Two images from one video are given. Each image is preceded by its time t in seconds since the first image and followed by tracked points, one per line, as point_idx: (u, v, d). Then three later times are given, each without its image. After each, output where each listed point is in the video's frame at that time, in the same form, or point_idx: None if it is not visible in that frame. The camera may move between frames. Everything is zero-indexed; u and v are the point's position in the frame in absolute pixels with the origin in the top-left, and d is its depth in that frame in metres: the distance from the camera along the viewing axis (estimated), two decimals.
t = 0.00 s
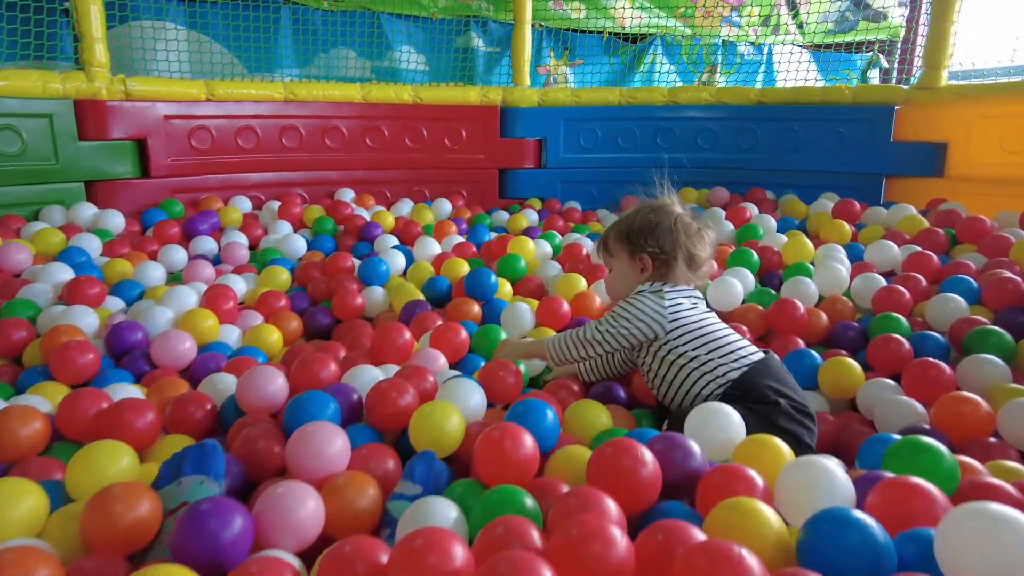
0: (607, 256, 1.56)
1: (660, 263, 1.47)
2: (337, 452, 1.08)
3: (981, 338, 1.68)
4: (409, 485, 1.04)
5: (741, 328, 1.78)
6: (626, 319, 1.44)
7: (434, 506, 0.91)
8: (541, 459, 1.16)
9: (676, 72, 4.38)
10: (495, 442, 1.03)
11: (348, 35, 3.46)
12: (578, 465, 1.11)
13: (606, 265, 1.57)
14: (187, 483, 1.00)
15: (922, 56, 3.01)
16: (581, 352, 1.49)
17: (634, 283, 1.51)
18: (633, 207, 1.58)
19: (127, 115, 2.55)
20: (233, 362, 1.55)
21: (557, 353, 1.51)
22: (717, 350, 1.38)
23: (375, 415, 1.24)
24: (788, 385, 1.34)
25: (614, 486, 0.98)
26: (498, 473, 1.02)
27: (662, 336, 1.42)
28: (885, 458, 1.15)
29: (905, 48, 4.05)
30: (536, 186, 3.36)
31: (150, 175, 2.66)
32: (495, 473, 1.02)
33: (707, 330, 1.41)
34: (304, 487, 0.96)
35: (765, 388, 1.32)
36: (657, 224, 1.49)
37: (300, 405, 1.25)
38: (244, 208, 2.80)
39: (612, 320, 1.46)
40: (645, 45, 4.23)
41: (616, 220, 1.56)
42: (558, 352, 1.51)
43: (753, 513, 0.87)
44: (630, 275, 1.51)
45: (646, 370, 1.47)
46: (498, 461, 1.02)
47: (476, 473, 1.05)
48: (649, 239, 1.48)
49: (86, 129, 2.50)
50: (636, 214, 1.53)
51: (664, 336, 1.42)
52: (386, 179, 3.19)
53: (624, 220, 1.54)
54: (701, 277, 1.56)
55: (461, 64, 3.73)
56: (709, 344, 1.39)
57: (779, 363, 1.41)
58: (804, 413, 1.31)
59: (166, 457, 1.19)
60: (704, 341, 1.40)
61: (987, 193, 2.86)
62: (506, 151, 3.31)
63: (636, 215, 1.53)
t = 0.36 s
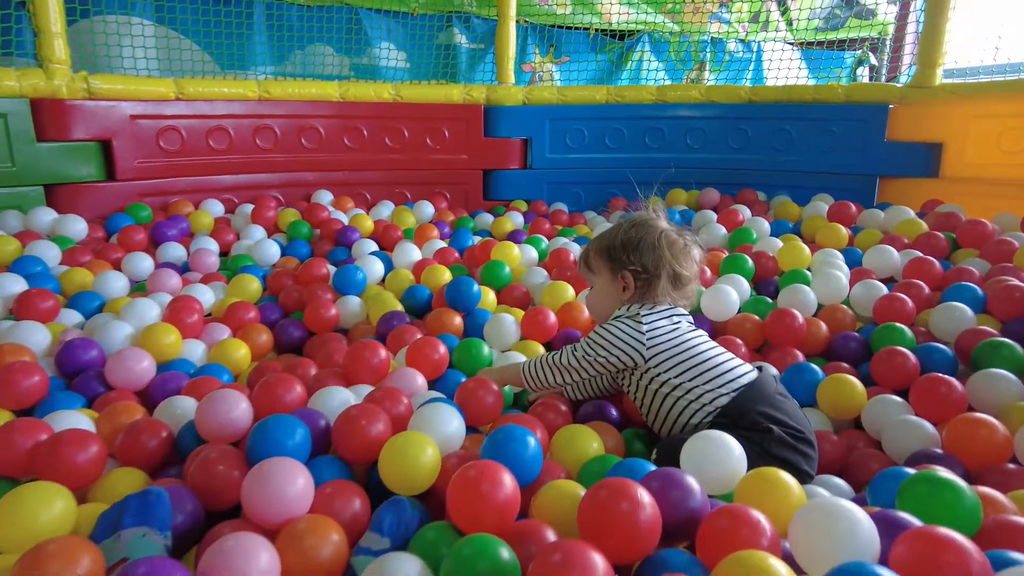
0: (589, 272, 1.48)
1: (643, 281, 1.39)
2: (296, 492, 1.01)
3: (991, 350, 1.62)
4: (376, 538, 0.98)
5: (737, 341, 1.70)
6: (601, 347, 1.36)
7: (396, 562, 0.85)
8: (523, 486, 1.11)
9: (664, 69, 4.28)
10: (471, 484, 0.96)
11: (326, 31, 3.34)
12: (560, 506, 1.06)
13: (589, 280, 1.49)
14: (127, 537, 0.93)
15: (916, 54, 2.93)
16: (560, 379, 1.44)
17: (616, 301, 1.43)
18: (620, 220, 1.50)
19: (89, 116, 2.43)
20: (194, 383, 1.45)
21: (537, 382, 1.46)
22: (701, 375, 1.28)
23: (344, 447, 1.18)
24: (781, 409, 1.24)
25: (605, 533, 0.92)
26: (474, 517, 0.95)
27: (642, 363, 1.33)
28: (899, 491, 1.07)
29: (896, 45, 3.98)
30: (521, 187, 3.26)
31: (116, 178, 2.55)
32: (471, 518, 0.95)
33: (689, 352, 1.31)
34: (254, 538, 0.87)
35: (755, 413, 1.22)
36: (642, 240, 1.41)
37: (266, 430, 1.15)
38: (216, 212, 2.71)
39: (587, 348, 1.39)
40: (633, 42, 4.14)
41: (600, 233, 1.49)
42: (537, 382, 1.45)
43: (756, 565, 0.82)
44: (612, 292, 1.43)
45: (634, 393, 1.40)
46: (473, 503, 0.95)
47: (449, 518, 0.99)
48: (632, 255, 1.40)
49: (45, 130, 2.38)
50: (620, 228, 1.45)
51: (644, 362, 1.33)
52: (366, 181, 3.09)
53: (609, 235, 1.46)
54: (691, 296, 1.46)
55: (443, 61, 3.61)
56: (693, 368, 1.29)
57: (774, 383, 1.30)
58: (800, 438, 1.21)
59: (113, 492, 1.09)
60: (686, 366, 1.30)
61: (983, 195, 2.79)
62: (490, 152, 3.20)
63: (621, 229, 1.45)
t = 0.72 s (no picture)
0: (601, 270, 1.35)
1: (665, 302, 1.29)
2: (264, 507, 0.95)
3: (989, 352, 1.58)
4: None
5: (731, 343, 1.65)
6: (602, 368, 1.32)
7: None
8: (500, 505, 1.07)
9: (650, 65, 4.23)
10: (444, 513, 0.94)
11: (304, 24, 3.26)
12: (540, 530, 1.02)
13: (597, 276, 1.36)
14: (68, 570, 0.90)
15: (905, 49, 2.89)
16: (558, 390, 1.40)
17: (628, 311, 1.32)
18: (646, 218, 1.36)
19: (55, 111, 2.35)
20: (160, 393, 1.40)
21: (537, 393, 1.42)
22: (705, 401, 1.23)
23: (319, 462, 1.16)
24: (790, 432, 1.20)
25: (602, 552, 0.87)
26: (450, 551, 0.92)
27: (642, 386, 1.29)
28: (909, 506, 1.02)
29: (882, 41, 3.95)
30: (506, 184, 3.19)
31: (85, 176, 2.48)
32: (447, 550, 0.92)
33: (692, 375, 1.24)
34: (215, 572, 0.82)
35: (762, 439, 1.18)
36: (675, 258, 1.29)
37: (232, 443, 1.09)
38: (191, 211, 2.67)
39: (587, 367, 1.34)
40: (618, 36, 4.08)
41: (624, 228, 1.34)
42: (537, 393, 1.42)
43: None
44: (625, 300, 1.32)
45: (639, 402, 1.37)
46: (445, 534, 0.92)
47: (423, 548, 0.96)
48: (662, 274, 1.29)
49: (10, 127, 2.30)
50: (650, 233, 1.32)
51: (644, 386, 1.28)
52: (346, 178, 3.03)
53: (637, 236, 1.32)
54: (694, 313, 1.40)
55: (425, 55, 3.53)
56: (696, 394, 1.24)
57: (783, 400, 1.25)
58: (810, 463, 1.18)
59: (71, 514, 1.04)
60: (689, 390, 1.24)
61: (971, 192, 2.76)
62: (474, 149, 3.13)
63: (652, 235, 1.32)
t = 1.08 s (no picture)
0: (613, 266, 1.24)
1: (674, 313, 1.24)
2: (233, 525, 0.91)
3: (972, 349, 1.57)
4: None
5: (714, 343, 1.62)
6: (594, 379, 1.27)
7: None
8: (480, 514, 1.04)
9: (631, 60, 4.21)
10: (419, 530, 0.90)
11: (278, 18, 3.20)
12: (522, 541, 0.98)
13: (606, 274, 1.25)
14: None
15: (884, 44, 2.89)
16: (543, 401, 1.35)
17: (634, 316, 1.24)
18: (667, 217, 1.27)
19: (15, 107, 2.31)
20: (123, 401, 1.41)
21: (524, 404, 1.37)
22: (697, 408, 1.20)
23: (288, 474, 1.11)
24: (775, 437, 1.18)
25: (588, 565, 0.82)
26: (425, 569, 0.88)
27: (633, 393, 1.25)
28: (900, 510, 1.00)
29: (860, 36, 3.95)
30: (485, 181, 3.15)
31: (48, 174, 2.45)
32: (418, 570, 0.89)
33: (682, 381, 1.21)
34: None
35: (749, 446, 1.16)
36: (692, 270, 1.25)
37: (193, 458, 1.04)
38: (160, 210, 2.63)
39: (577, 378, 1.29)
40: (598, 31, 4.05)
41: (647, 227, 1.24)
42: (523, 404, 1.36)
43: None
44: (634, 304, 1.24)
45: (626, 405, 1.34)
46: (419, 552, 0.89)
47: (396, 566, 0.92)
48: (679, 285, 1.24)
49: None
50: (674, 238, 1.24)
51: (635, 393, 1.24)
52: (320, 174, 2.98)
53: (659, 239, 1.23)
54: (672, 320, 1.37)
55: (402, 49, 3.48)
56: (686, 401, 1.21)
57: (770, 406, 1.22)
58: (795, 469, 1.16)
59: (22, 531, 1.05)
60: (678, 397, 1.21)
61: (949, 187, 2.76)
62: (453, 145, 3.08)
63: (674, 241, 1.24)
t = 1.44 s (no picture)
0: (627, 254, 1.19)
1: (680, 303, 1.22)
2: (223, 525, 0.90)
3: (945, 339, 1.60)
4: None
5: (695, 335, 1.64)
6: (606, 380, 1.20)
7: None
8: (467, 505, 1.04)
9: (610, 56, 4.22)
10: (408, 523, 0.90)
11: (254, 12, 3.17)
12: (512, 531, 0.98)
13: (616, 262, 1.19)
14: None
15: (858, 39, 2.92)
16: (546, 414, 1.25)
17: (643, 307, 1.20)
18: (676, 203, 1.25)
19: None
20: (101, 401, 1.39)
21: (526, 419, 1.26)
22: (705, 398, 1.21)
23: (274, 471, 1.11)
24: (770, 426, 1.22)
25: (577, 553, 0.83)
26: (414, 560, 0.89)
27: (643, 389, 1.21)
28: (879, 496, 1.02)
29: (835, 32, 4.00)
30: (465, 176, 3.14)
31: (20, 170, 2.41)
32: (407, 563, 0.89)
33: (689, 374, 1.21)
34: None
35: (746, 434, 1.20)
36: (699, 258, 1.24)
37: (176, 456, 1.03)
38: (136, 207, 2.60)
39: (588, 382, 1.21)
40: (576, 26, 4.05)
41: (661, 214, 1.21)
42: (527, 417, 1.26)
43: None
44: (643, 293, 1.19)
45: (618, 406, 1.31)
46: (409, 545, 0.89)
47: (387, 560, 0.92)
48: (687, 274, 1.22)
49: None
50: (685, 224, 1.22)
51: (646, 389, 1.21)
52: (298, 170, 2.97)
53: (672, 225, 1.21)
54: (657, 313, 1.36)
55: (380, 44, 3.46)
56: (692, 394, 1.21)
57: (763, 399, 1.26)
58: (787, 457, 1.21)
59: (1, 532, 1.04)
60: (687, 390, 1.21)
61: (922, 180, 2.80)
62: (433, 140, 3.07)
63: (686, 227, 1.22)
